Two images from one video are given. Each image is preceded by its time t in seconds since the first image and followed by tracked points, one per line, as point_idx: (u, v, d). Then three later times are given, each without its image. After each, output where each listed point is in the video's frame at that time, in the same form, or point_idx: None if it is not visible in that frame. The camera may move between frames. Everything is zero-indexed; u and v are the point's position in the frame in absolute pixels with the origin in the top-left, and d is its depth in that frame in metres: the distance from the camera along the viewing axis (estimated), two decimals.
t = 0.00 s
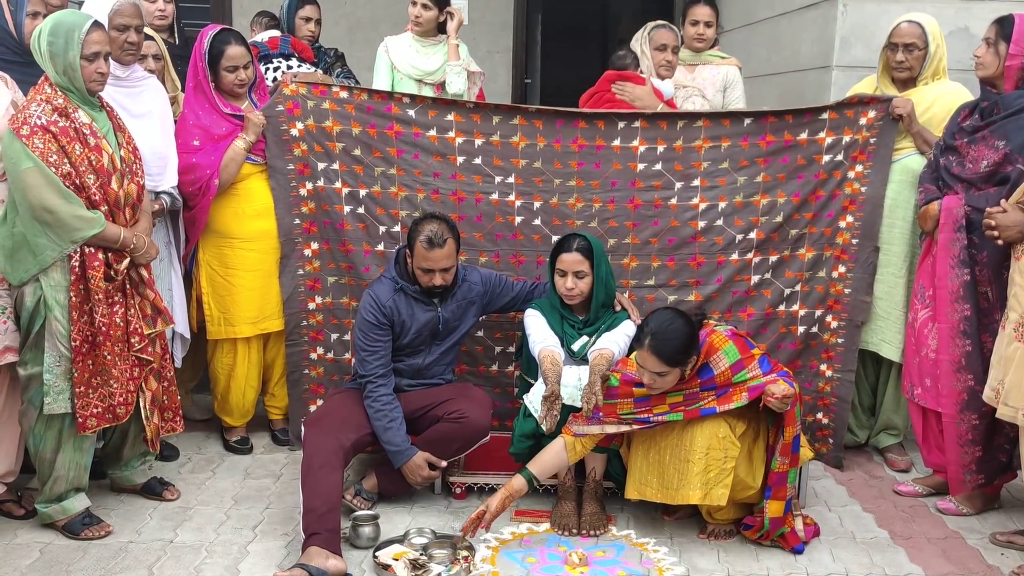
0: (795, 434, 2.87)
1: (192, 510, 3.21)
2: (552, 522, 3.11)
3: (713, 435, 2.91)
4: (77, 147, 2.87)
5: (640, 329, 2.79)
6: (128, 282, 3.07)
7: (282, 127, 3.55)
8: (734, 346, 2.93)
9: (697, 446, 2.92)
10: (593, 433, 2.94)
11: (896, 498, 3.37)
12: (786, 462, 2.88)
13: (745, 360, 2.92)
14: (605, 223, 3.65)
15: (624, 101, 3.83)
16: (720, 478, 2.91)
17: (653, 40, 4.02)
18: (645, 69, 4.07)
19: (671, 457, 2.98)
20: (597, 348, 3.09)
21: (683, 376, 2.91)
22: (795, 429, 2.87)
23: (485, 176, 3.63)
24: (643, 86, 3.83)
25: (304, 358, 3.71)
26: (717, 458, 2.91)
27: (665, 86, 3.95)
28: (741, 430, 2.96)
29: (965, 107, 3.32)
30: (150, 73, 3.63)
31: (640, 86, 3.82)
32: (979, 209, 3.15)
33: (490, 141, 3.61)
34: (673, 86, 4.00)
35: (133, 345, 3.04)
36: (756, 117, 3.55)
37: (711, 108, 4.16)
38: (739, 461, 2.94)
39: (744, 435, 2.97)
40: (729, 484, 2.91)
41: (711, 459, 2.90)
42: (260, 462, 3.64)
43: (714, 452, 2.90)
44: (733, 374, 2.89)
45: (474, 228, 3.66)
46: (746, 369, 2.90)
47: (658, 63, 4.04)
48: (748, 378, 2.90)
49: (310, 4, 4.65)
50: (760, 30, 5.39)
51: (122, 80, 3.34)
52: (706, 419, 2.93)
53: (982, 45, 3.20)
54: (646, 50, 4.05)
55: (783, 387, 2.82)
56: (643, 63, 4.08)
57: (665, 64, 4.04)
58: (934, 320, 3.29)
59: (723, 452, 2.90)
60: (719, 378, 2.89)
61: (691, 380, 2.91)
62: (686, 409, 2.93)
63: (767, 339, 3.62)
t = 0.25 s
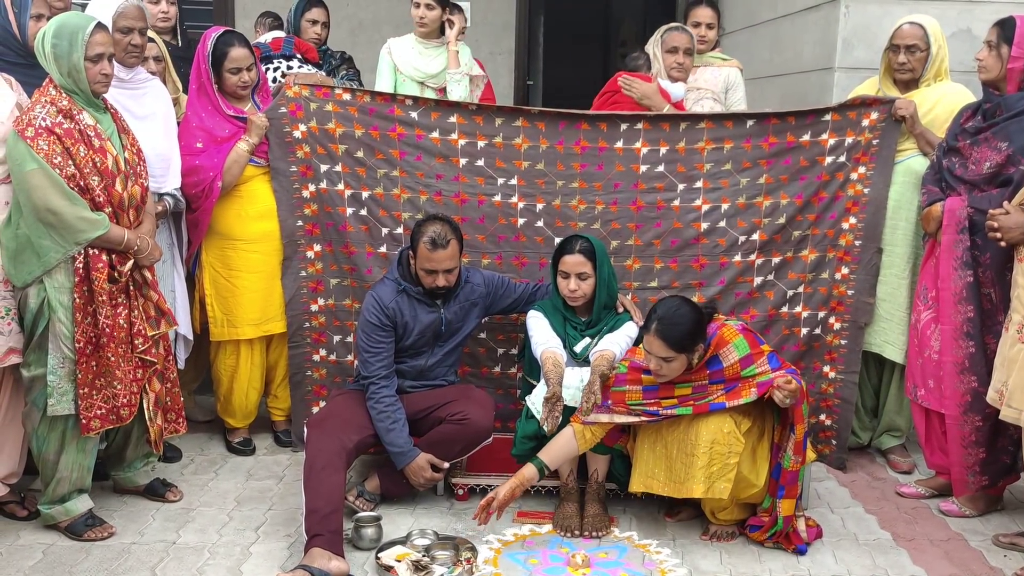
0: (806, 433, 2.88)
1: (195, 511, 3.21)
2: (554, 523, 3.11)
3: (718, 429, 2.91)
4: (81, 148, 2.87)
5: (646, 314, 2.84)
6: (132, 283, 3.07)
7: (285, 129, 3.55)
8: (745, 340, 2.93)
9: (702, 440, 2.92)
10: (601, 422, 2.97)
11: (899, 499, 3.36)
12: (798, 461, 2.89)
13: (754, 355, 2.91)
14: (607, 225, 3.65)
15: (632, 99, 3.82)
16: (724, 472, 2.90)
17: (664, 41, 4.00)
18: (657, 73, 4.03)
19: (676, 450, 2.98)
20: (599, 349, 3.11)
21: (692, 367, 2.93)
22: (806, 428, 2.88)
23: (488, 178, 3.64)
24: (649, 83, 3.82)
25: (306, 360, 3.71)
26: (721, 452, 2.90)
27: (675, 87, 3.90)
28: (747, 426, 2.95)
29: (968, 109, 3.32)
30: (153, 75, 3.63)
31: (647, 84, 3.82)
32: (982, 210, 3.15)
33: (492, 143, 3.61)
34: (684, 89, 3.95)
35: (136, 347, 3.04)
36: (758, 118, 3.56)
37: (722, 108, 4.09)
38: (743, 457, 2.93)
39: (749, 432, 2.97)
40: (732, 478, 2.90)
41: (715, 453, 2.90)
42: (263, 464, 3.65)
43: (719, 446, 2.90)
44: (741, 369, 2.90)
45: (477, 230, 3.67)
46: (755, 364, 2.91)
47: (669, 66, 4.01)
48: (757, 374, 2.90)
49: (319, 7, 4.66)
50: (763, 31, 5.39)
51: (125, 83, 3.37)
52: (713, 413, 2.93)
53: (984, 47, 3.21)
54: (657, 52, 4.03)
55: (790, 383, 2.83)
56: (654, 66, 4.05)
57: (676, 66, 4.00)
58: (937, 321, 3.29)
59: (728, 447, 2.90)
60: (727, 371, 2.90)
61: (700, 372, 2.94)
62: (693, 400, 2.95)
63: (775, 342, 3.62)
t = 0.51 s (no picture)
0: (812, 432, 2.89)
1: (196, 512, 3.21)
2: (555, 523, 3.11)
3: (724, 419, 2.95)
4: (83, 149, 2.87)
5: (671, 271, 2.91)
6: (134, 284, 3.08)
7: (287, 129, 3.55)
8: (773, 330, 2.94)
9: (708, 428, 2.96)
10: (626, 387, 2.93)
11: (900, 500, 3.36)
12: (800, 458, 2.91)
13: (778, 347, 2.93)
14: (609, 225, 3.65)
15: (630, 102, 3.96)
16: (728, 462, 2.93)
17: (676, 42, 3.94)
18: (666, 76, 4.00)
19: (683, 439, 3.03)
20: (600, 349, 3.13)
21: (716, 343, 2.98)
22: (813, 426, 2.89)
23: (489, 178, 3.64)
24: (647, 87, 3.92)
25: (308, 361, 3.71)
26: (726, 442, 2.94)
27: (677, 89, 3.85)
28: (753, 421, 2.98)
29: (969, 108, 3.33)
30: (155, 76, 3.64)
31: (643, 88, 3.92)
32: (983, 210, 3.16)
33: (494, 143, 3.62)
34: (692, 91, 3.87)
35: (138, 347, 3.04)
36: (759, 118, 3.56)
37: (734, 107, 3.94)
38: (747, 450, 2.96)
39: (756, 428, 3.00)
40: (736, 469, 2.92)
41: (720, 442, 2.94)
42: (264, 464, 3.65)
43: (724, 435, 2.94)
44: (762, 356, 2.93)
45: (478, 231, 3.67)
46: (776, 355, 2.92)
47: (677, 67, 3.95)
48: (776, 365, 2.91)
49: (324, 8, 4.66)
50: (764, 32, 5.39)
51: (127, 83, 3.37)
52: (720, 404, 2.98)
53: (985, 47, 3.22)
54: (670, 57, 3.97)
55: (808, 368, 2.84)
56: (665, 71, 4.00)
57: (685, 68, 3.92)
58: (938, 321, 3.29)
59: (733, 436, 2.93)
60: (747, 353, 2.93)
61: (723, 351, 2.99)
62: (711, 382, 3.00)
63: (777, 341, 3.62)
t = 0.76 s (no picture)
0: (813, 431, 2.93)
1: (196, 512, 3.21)
2: (555, 523, 3.11)
3: (722, 407, 3.03)
4: (82, 149, 2.87)
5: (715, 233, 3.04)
6: (132, 284, 3.08)
7: (285, 130, 3.55)
8: (801, 321, 3.00)
9: (706, 416, 3.03)
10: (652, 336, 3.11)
11: (899, 499, 3.36)
12: (803, 455, 2.93)
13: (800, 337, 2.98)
14: (608, 225, 3.65)
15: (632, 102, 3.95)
16: (723, 450, 3.00)
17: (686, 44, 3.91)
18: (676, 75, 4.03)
19: (682, 427, 3.10)
20: (602, 350, 3.12)
21: (744, 314, 3.07)
22: (813, 426, 2.93)
23: (488, 178, 3.64)
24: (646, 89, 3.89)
25: (307, 361, 3.71)
26: (722, 431, 3.00)
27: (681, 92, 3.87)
28: (752, 416, 3.04)
29: (968, 108, 3.33)
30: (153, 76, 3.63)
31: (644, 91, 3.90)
32: (982, 209, 3.16)
33: (493, 143, 3.61)
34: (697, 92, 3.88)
35: (136, 347, 3.04)
36: (758, 119, 3.56)
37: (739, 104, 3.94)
38: (743, 442, 3.01)
39: (755, 421, 3.05)
40: (729, 457, 2.99)
41: (717, 430, 3.00)
42: (264, 464, 3.65)
43: (721, 424, 3.01)
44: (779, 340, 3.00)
45: (477, 231, 3.66)
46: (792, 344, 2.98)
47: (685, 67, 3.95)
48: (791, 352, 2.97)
49: (325, 8, 4.66)
50: (763, 32, 5.39)
51: (126, 83, 3.37)
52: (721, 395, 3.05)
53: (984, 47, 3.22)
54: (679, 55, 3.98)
55: (801, 341, 2.83)
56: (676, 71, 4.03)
57: (692, 68, 3.90)
58: (937, 321, 3.29)
59: (729, 426, 3.00)
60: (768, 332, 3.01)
61: (747, 325, 3.08)
62: (728, 353, 3.09)
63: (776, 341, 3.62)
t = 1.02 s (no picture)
0: (799, 428, 2.94)
1: (195, 513, 3.21)
2: (554, 524, 3.11)
3: (716, 404, 3.02)
4: (81, 151, 2.87)
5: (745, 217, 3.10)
6: (131, 285, 3.07)
7: (284, 130, 3.55)
8: (811, 318, 3.06)
9: (700, 412, 3.04)
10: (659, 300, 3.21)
11: (899, 500, 3.36)
12: (789, 451, 2.94)
13: (805, 332, 3.05)
14: (606, 226, 3.65)
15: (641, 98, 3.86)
16: (717, 447, 3.01)
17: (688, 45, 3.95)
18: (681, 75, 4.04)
19: (677, 423, 3.11)
20: (604, 351, 3.14)
21: (759, 293, 3.13)
22: (798, 422, 2.94)
23: (486, 179, 3.64)
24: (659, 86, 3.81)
25: (305, 362, 3.71)
26: (716, 428, 3.01)
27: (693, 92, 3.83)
28: (745, 413, 3.06)
29: (966, 109, 3.33)
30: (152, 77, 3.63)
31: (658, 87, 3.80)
32: (981, 210, 3.16)
33: (491, 144, 3.62)
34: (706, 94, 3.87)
35: (136, 349, 3.04)
36: (756, 119, 3.56)
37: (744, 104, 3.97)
38: (736, 439, 3.03)
39: (748, 417, 3.07)
40: (723, 455, 3.00)
41: (710, 428, 3.01)
42: (263, 466, 3.65)
43: (714, 421, 3.01)
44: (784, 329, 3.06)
45: (476, 231, 3.67)
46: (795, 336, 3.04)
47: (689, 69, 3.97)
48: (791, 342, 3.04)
49: (325, 10, 4.66)
50: (762, 33, 5.39)
51: (125, 84, 3.37)
52: (715, 391, 3.06)
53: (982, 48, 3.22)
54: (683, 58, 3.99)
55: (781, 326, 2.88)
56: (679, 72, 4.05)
57: (697, 71, 3.93)
58: (936, 322, 3.29)
59: (723, 423, 3.00)
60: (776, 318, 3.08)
61: (758, 307, 3.14)
62: (734, 326, 3.16)
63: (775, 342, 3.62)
